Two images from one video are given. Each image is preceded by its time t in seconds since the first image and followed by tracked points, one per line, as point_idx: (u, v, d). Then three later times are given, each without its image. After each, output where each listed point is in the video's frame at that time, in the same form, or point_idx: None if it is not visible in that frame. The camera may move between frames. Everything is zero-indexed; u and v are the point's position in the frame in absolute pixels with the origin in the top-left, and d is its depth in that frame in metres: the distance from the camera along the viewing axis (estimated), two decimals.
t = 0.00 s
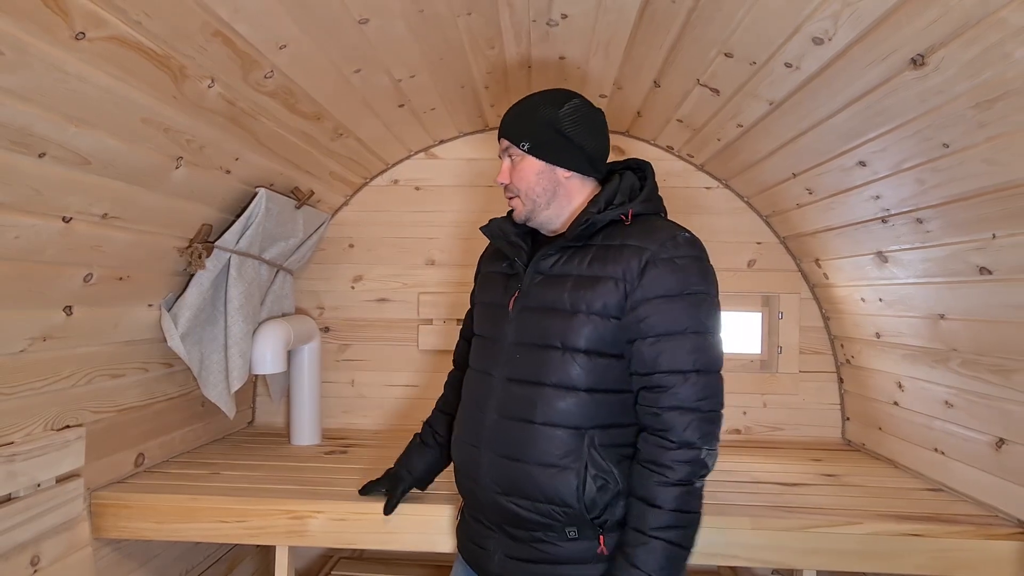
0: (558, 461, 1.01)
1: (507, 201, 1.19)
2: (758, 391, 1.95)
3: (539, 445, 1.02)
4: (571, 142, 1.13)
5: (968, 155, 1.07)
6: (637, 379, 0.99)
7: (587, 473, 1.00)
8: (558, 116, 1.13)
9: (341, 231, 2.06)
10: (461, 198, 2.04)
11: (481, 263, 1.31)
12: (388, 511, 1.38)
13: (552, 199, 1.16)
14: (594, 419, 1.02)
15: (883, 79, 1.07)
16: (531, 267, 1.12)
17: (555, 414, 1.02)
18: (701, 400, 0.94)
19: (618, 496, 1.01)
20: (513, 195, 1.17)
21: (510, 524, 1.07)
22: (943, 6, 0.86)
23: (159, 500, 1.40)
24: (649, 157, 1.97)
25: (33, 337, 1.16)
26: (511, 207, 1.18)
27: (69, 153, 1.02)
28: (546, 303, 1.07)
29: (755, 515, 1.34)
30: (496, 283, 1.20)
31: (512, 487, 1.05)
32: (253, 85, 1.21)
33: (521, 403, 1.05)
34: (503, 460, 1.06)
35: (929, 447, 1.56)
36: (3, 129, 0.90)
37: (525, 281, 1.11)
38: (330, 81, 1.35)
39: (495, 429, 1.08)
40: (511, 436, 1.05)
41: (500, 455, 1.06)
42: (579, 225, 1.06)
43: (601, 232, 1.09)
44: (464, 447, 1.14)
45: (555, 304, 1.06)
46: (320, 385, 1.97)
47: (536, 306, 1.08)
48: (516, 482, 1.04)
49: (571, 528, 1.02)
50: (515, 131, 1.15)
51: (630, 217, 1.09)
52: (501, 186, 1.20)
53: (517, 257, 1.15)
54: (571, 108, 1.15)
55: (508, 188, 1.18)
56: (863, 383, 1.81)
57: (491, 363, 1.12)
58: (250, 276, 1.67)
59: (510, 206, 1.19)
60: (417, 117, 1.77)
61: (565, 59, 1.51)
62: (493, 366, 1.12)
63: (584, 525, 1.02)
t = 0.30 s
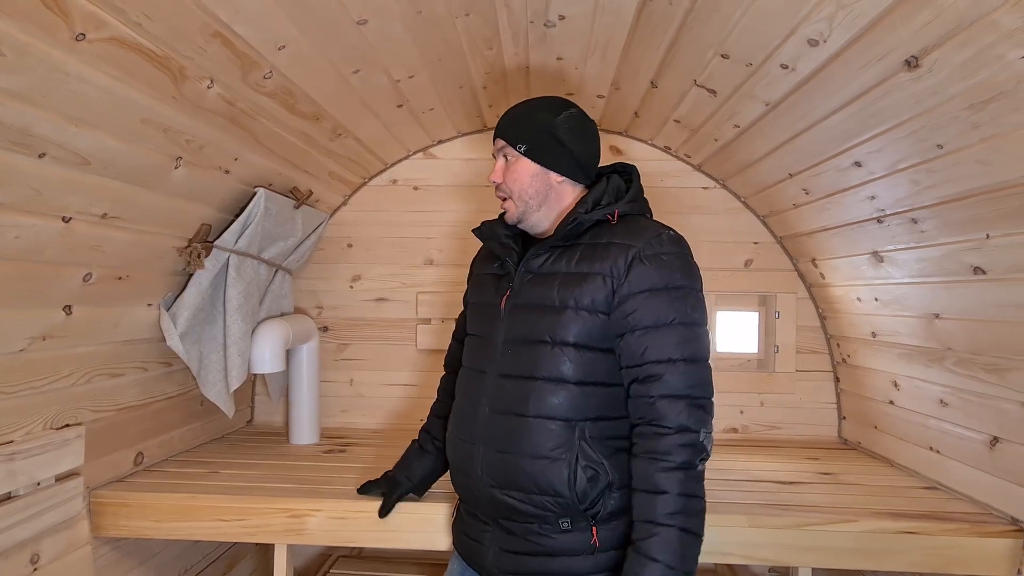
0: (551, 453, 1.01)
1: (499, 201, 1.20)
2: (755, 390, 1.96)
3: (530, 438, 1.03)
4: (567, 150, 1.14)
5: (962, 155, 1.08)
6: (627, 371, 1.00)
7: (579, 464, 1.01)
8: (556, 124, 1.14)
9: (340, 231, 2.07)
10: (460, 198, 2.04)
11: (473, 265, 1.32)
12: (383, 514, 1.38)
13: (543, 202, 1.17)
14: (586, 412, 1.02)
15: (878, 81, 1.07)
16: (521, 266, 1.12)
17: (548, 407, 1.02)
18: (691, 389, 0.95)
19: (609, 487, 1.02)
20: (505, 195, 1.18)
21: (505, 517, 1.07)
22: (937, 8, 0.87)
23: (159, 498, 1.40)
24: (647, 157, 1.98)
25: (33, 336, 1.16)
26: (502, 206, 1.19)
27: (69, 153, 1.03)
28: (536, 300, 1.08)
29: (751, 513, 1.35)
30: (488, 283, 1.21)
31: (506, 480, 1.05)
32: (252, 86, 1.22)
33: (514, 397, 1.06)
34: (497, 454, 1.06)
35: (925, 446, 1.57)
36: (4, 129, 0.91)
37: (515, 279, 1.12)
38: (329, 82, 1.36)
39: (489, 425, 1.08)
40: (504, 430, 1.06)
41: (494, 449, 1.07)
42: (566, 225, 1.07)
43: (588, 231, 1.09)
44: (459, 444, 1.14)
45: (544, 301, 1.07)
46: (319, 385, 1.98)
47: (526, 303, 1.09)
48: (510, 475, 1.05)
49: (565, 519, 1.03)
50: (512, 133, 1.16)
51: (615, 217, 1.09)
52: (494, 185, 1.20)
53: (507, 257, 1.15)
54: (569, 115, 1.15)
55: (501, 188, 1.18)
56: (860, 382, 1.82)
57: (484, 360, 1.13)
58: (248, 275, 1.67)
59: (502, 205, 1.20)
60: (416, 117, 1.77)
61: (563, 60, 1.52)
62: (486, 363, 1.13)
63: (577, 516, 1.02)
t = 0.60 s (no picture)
0: (554, 447, 1.03)
1: (514, 203, 1.19)
2: (754, 390, 1.97)
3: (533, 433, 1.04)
4: (584, 151, 1.21)
5: (958, 157, 1.09)
6: (642, 359, 0.97)
7: (580, 458, 1.01)
8: (574, 126, 1.20)
9: (341, 232, 2.07)
10: (460, 199, 2.05)
11: (474, 265, 1.32)
12: (314, 386, 1.41)
13: (561, 203, 1.20)
14: (588, 405, 1.03)
15: (875, 83, 1.08)
16: (522, 264, 1.14)
17: (552, 401, 1.03)
18: (709, 361, 0.92)
19: (610, 482, 1.03)
20: (525, 196, 1.17)
21: (507, 512, 1.08)
22: (932, 11, 0.88)
23: (160, 498, 1.41)
24: (646, 158, 1.99)
25: (35, 336, 1.17)
26: (519, 208, 1.18)
27: (73, 155, 1.04)
28: (537, 297, 1.09)
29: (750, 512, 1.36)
30: (489, 281, 1.22)
31: (508, 475, 1.06)
32: (253, 88, 1.23)
33: (516, 392, 1.06)
34: (499, 450, 1.07)
35: (922, 446, 1.58)
36: (9, 132, 0.92)
37: (517, 277, 1.13)
38: (330, 83, 1.36)
39: (491, 421, 1.09)
40: (506, 425, 1.07)
41: (496, 445, 1.08)
42: (566, 222, 1.09)
43: (587, 228, 1.11)
44: (460, 440, 1.15)
45: (546, 297, 1.08)
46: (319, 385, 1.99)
47: (527, 299, 1.10)
48: (513, 469, 1.06)
49: (567, 514, 1.03)
50: (536, 133, 1.17)
51: (614, 215, 1.11)
52: (508, 188, 1.19)
53: (508, 256, 1.16)
54: (582, 121, 1.22)
55: (519, 190, 1.18)
56: (858, 383, 1.82)
57: (485, 357, 1.14)
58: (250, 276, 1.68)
59: (517, 208, 1.19)
60: (416, 118, 1.78)
61: (562, 62, 1.53)
62: (487, 360, 1.14)
63: (580, 510, 1.03)
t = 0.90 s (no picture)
0: (555, 444, 1.04)
1: (515, 202, 1.20)
2: (752, 391, 1.98)
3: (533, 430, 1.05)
4: (589, 154, 1.23)
5: (953, 159, 1.10)
6: (643, 356, 0.98)
7: (579, 455, 1.03)
8: (581, 129, 1.22)
9: (341, 233, 2.08)
10: (459, 200, 2.06)
11: (474, 264, 1.33)
12: (302, 388, 1.45)
13: (563, 203, 1.21)
14: (588, 404, 1.04)
15: (870, 86, 1.09)
16: (523, 264, 1.15)
17: (552, 399, 1.04)
18: (712, 358, 0.93)
19: (608, 481, 1.04)
20: (527, 195, 1.18)
21: (506, 510, 1.09)
22: (926, 15, 0.89)
23: (162, 497, 1.42)
24: (645, 160, 2.00)
25: (38, 337, 1.18)
26: (520, 206, 1.19)
27: (75, 157, 1.05)
28: (538, 296, 1.10)
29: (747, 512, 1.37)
30: (489, 282, 1.23)
31: (508, 473, 1.07)
32: (254, 90, 1.24)
33: (517, 391, 1.07)
34: (499, 448, 1.08)
35: (918, 446, 1.59)
36: (13, 135, 0.92)
37: (517, 277, 1.14)
38: (330, 86, 1.37)
39: (491, 418, 1.10)
40: (507, 423, 1.08)
41: (496, 443, 1.09)
42: (567, 222, 1.10)
43: (587, 229, 1.12)
44: (460, 438, 1.16)
45: (546, 297, 1.09)
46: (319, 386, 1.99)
47: (528, 298, 1.11)
48: (513, 467, 1.06)
49: (566, 512, 1.04)
50: (542, 134, 1.19)
51: (614, 216, 1.12)
52: (510, 187, 1.21)
53: (509, 256, 1.18)
54: (587, 123, 1.24)
55: (521, 188, 1.19)
56: (855, 383, 1.83)
57: (486, 356, 1.15)
58: (251, 276, 1.69)
59: (518, 206, 1.20)
60: (416, 120, 1.79)
61: (561, 65, 1.54)
62: (487, 358, 1.15)
63: (578, 508, 1.04)
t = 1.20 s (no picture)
0: (553, 443, 1.04)
1: (513, 204, 1.21)
2: (749, 390, 1.99)
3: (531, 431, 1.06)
4: (586, 156, 1.24)
5: (947, 160, 1.11)
6: (634, 351, 0.98)
7: (576, 454, 1.04)
8: (578, 131, 1.23)
9: (340, 233, 2.09)
10: (458, 201, 2.07)
11: (470, 265, 1.34)
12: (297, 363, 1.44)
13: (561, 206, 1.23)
14: (584, 402, 1.05)
15: (866, 88, 1.10)
16: (518, 263, 1.15)
17: (548, 397, 1.05)
18: (702, 352, 0.94)
19: (603, 479, 1.04)
20: (525, 198, 1.19)
21: (504, 509, 1.10)
22: (920, 18, 0.89)
23: (162, 497, 1.42)
24: (643, 161, 2.01)
25: (38, 338, 1.19)
26: (518, 209, 1.20)
27: (76, 159, 1.05)
28: (534, 295, 1.11)
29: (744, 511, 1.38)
30: (486, 282, 1.24)
31: (506, 472, 1.08)
32: (254, 92, 1.24)
33: (514, 390, 1.08)
34: (497, 447, 1.09)
35: (915, 445, 1.59)
36: (14, 137, 0.93)
37: (513, 277, 1.15)
38: (329, 87, 1.38)
39: (490, 418, 1.11)
40: (504, 423, 1.09)
41: (494, 443, 1.10)
42: (559, 219, 1.11)
43: (581, 226, 1.13)
44: (459, 437, 1.17)
45: (541, 296, 1.10)
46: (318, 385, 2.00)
47: (524, 297, 1.12)
48: (511, 466, 1.07)
49: (563, 511, 1.05)
50: (539, 138, 1.20)
51: (606, 211, 1.13)
52: (508, 190, 1.21)
53: (505, 256, 1.19)
54: (583, 125, 1.24)
55: (519, 191, 1.20)
56: (853, 383, 1.84)
57: (483, 356, 1.16)
58: (251, 277, 1.70)
59: (516, 209, 1.21)
60: (414, 121, 1.80)
61: (559, 67, 1.54)
62: (485, 358, 1.15)
63: (575, 507, 1.05)
